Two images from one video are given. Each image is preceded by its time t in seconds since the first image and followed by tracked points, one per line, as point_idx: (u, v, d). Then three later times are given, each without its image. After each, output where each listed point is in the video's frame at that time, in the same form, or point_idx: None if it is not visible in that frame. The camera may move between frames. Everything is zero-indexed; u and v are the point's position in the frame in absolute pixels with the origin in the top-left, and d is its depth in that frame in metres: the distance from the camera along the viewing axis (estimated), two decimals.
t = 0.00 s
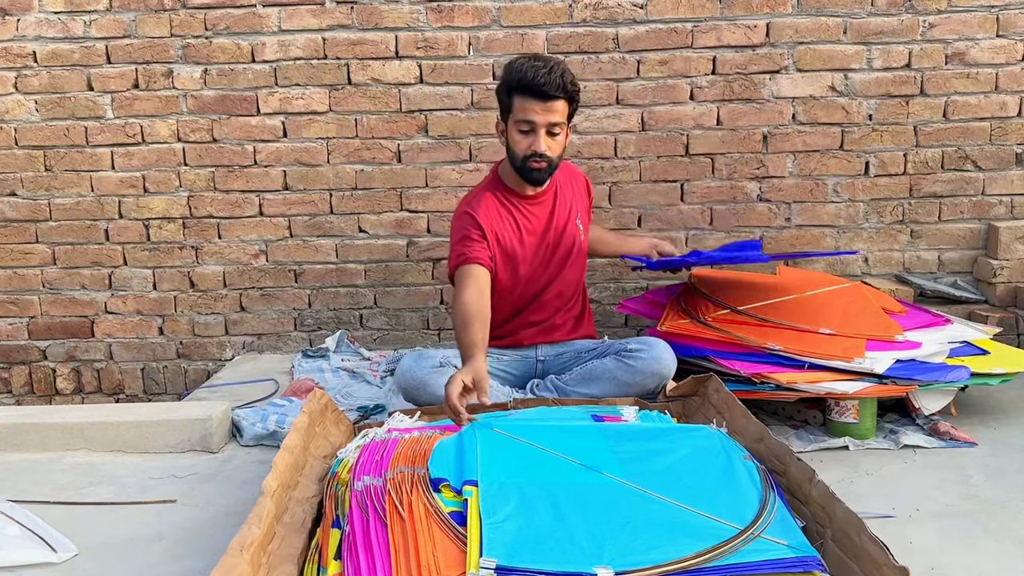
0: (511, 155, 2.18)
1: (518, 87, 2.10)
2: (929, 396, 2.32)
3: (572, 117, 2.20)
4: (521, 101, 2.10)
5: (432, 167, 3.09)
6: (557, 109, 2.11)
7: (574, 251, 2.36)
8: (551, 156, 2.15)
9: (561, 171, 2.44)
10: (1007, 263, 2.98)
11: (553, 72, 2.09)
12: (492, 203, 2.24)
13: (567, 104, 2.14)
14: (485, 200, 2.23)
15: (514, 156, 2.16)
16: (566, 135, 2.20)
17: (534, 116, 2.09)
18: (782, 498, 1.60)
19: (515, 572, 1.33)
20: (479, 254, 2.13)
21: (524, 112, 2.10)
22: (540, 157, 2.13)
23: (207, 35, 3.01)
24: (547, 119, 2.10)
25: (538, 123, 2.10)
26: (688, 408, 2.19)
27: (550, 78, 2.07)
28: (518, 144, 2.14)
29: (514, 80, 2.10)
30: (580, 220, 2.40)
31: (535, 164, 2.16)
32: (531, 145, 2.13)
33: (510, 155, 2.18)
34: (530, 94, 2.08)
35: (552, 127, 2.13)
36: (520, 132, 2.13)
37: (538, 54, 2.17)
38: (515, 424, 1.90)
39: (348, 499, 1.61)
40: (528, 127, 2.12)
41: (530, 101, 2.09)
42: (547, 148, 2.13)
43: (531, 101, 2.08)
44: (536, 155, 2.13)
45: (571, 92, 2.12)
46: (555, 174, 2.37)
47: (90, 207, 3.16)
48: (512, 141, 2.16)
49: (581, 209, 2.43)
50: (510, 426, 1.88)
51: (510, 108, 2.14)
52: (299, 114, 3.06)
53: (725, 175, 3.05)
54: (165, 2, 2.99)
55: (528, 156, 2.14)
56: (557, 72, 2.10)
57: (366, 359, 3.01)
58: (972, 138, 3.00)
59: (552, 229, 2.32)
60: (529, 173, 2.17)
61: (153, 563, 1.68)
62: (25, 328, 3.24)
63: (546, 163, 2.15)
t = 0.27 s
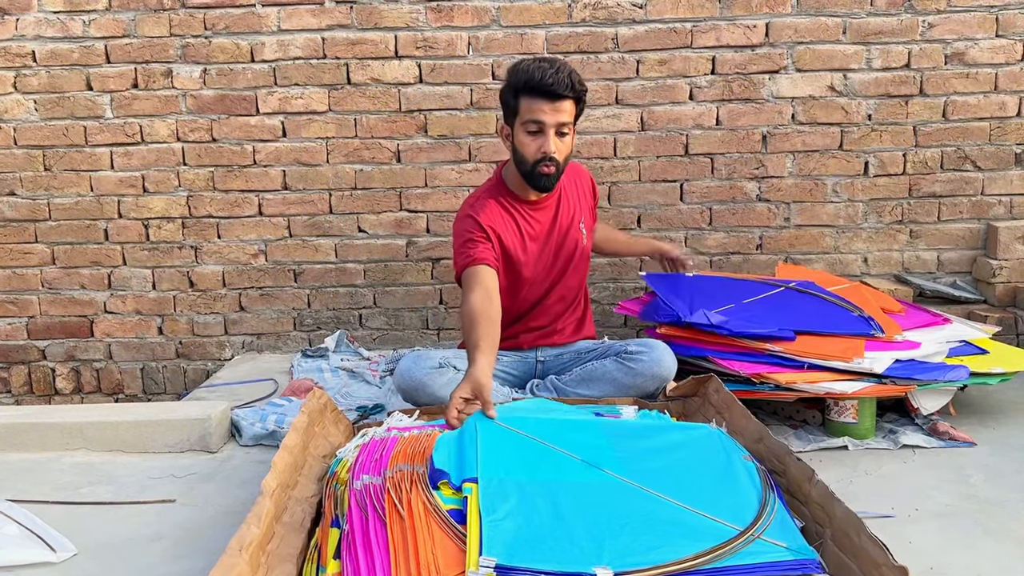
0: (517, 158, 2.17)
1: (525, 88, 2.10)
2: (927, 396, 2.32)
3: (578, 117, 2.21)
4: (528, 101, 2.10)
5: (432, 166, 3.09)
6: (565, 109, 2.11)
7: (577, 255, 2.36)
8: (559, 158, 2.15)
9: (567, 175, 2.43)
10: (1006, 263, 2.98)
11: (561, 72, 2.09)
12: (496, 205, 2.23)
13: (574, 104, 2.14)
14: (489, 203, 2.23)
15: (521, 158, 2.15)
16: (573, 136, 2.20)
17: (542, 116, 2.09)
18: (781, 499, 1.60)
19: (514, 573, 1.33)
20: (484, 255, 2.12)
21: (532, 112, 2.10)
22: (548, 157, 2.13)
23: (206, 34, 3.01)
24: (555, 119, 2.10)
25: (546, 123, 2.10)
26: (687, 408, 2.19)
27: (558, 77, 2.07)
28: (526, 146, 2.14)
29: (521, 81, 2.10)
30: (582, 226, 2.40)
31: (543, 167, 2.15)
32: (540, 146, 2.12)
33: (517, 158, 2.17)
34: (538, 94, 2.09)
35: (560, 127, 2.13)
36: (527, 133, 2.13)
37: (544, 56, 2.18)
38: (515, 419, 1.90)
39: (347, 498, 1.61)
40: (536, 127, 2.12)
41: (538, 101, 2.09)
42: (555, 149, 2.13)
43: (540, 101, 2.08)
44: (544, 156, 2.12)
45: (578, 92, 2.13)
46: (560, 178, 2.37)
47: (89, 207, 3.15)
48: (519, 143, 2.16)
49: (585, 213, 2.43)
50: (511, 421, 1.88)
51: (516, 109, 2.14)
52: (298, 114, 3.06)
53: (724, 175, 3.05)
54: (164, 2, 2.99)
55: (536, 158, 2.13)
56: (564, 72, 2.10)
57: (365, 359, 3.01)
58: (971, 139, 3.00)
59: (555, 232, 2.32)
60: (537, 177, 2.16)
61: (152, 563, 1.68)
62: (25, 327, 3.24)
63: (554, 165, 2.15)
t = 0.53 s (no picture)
0: (517, 148, 2.18)
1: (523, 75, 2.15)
2: (927, 396, 2.32)
3: (576, 109, 2.25)
4: (526, 89, 2.15)
5: (431, 166, 3.09)
6: (562, 95, 2.16)
7: (578, 259, 2.36)
8: (560, 144, 2.15)
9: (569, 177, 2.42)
10: (1005, 263, 2.98)
11: (556, 60, 2.16)
12: (495, 209, 2.24)
13: (571, 93, 2.19)
14: (489, 206, 2.23)
15: (522, 144, 2.15)
16: (573, 127, 2.22)
17: (539, 100, 2.13)
18: (781, 496, 1.60)
19: (515, 559, 1.32)
20: (484, 259, 2.12)
21: (530, 99, 2.14)
22: (548, 142, 2.13)
23: (205, 34, 3.01)
24: (552, 104, 2.15)
25: (543, 108, 2.14)
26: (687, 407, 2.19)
27: (553, 63, 2.14)
28: (526, 133, 2.15)
29: (518, 71, 2.16)
30: (585, 230, 2.39)
31: (544, 154, 2.14)
32: (539, 132, 2.14)
33: (516, 148, 2.18)
34: (535, 80, 2.14)
35: (559, 113, 2.16)
36: (526, 120, 2.15)
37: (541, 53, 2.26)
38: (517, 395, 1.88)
39: (346, 497, 1.61)
40: (534, 114, 2.15)
41: (535, 87, 2.14)
42: (555, 134, 2.14)
43: (537, 87, 2.13)
44: (544, 141, 2.13)
45: (574, 79, 2.18)
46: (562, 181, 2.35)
47: (88, 207, 3.15)
48: (519, 133, 2.17)
49: (588, 216, 2.41)
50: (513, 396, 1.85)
51: (515, 100, 2.18)
52: (297, 114, 3.06)
53: (723, 175, 3.05)
54: (164, 2, 2.99)
55: (536, 144, 2.13)
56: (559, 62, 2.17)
57: (364, 359, 3.00)
58: (970, 139, 3.00)
59: (555, 236, 2.32)
60: (536, 164, 2.14)
61: (151, 562, 1.68)
62: (24, 327, 3.24)
63: (555, 151, 2.14)
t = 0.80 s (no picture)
0: (518, 157, 2.18)
1: (528, 85, 2.11)
2: (926, 396, 2.32)
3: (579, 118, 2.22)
4: (530, 101, 2.12)
5: (431, 166, 3.09)
6: (566, 108, 2.13)
7: (576, 258, 2.34)
8: (560, 157, 2.15)
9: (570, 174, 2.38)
10: (1004, 263, 2.98)
11: (562, 71, 2.11)
12: (493, 207, 2.24)
13: (575, 104, 2.16)
14: (487, 203, 2.24)
15: (522, 156, 2.15)
16: (574, 137, 2.21)
17: (543, 115, 2.11)
18: (779, 495, 1.59)
19: (511, 555, 1.32)
20: (482, 255, 2.13)
21: (533, 111, 2.12)
22: (548, 157, 2.13)
23: (204, 33, 3.01)
24: (556, 118, 2.12)
25: (546, 123, 2.11)
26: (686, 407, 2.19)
27: (559, 77, 2.09)
28: (526, 144, 2.14)
29: (523, 80, 2.12)
30: (585, 229, 2.38)
31: (542, 166, 2.15)
32: (539, 144, 2.13)
33: (517, 157, 2.18)
34: (539, 92, 2.10)
35: (561, 127, 2.14)
36: (528, 132, 2.14)
37: (547, 56, 2.20)
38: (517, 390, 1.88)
39: (345, 497, 1.62)
40: (537, 127, 2.13)
41: (539, 100, 2.11)
42: (556, 148, 2.13)
43: (541, 100, 2.10)
44: (544, 155, 2.13)
45: (579, 91, 2.14)
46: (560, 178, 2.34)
47: (87, 206, 3.15)
48: (519, 143, 2.16)
49: (588, 214, 2.39)
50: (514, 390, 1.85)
51: (518, 108, 2.15)
52: (297, 114, 3.06)
53: (723, 175, 3.06)
54: (163, 1, 2.99)
55: (535, 157, 2.13)
56: (565, 72, 2.12)
57: (363, 359, 3.00)
58: (969, 139, 3.00)
59: (553, 233, 2.31)
60: (536, 177, 2.16)
61: (151, 562, 1.68)
62: (23, 327, 3.24)
63: (553, 165, 2.15)
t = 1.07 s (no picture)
0: (519, 154, 2.16)
1: (533, 82, 2.11)
2: (925, 396, 2.32)
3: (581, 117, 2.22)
4: (535, 98, 2.11)
5: (430, 166, 3.09)
6: (570, 106, 2.13)
7: (565, 258, 2.33)
8: (563, 155, 2.15)
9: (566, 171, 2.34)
10: (1004, 263, 2.98)
11: (567, 69, 2.11)
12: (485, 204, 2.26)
13: (579, 102, 2.16)
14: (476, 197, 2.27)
15: (525, 152, 2.14)
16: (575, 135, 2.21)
17: (548, 112, 2.10)
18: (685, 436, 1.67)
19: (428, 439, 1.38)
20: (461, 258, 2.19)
21: (538, 108, 2.11)
22: (552, 154, 2.13)
23: (204, 33, 3.01)
24: (561, 116, 2.12)
25: (551, 120, 2.11)
26: (686, 407, 2.19)
27: (565, 74, 2.09)
28: (529, 141, 2.13)
29: (528, 77, 2.12)
30: (581, 230, 2.36)
31: (545, 164, 2.14)
32: (542, 142, 2.12)
33: (519, 154, 2.16)
34: (545, 89, 2.10)
35: (565, 125, 2.14)
36: (531, 129, 2.13)
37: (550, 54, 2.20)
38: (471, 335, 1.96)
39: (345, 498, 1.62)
40: (541, 125, 2.13)
41: (544, 97, 2.10)
42: (560, 146, 2.13)
43: (546, 96, 2.10)
44: (548, 152, 2.12)
45: (583, 89, 2.15)
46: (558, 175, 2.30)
47: (87, 206, 3.15)
48: (522, 139, 2.15)
49: (582, 214, 2.36)
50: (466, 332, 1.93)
51: (522, 105, 2.14)
52: (297, 114, 3.06)
53: (722, 175, 3.06)
54: (163, 1, 2.99)
55: (539, 154, 2.12)
56: (570, 70, 2.13)
57: (363, 359, 3.00)
58: (969, 139, 3.00)
59: (545, 232, 2.31)
60: (538, 174, 2.14)
61: (150, 562, 1.68)
62: (22, 326, 3.23)
63: (557, 162, 2.14)
